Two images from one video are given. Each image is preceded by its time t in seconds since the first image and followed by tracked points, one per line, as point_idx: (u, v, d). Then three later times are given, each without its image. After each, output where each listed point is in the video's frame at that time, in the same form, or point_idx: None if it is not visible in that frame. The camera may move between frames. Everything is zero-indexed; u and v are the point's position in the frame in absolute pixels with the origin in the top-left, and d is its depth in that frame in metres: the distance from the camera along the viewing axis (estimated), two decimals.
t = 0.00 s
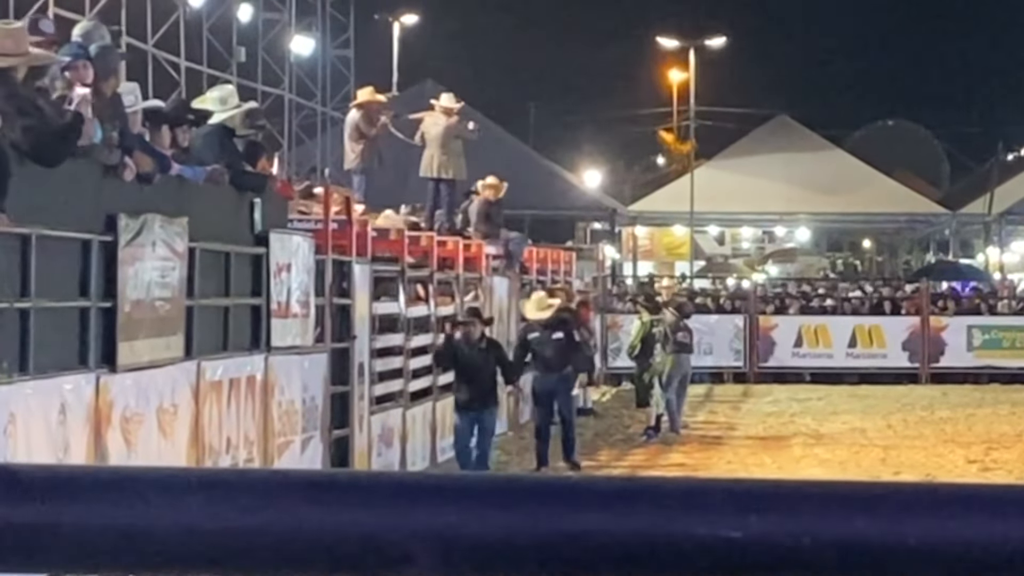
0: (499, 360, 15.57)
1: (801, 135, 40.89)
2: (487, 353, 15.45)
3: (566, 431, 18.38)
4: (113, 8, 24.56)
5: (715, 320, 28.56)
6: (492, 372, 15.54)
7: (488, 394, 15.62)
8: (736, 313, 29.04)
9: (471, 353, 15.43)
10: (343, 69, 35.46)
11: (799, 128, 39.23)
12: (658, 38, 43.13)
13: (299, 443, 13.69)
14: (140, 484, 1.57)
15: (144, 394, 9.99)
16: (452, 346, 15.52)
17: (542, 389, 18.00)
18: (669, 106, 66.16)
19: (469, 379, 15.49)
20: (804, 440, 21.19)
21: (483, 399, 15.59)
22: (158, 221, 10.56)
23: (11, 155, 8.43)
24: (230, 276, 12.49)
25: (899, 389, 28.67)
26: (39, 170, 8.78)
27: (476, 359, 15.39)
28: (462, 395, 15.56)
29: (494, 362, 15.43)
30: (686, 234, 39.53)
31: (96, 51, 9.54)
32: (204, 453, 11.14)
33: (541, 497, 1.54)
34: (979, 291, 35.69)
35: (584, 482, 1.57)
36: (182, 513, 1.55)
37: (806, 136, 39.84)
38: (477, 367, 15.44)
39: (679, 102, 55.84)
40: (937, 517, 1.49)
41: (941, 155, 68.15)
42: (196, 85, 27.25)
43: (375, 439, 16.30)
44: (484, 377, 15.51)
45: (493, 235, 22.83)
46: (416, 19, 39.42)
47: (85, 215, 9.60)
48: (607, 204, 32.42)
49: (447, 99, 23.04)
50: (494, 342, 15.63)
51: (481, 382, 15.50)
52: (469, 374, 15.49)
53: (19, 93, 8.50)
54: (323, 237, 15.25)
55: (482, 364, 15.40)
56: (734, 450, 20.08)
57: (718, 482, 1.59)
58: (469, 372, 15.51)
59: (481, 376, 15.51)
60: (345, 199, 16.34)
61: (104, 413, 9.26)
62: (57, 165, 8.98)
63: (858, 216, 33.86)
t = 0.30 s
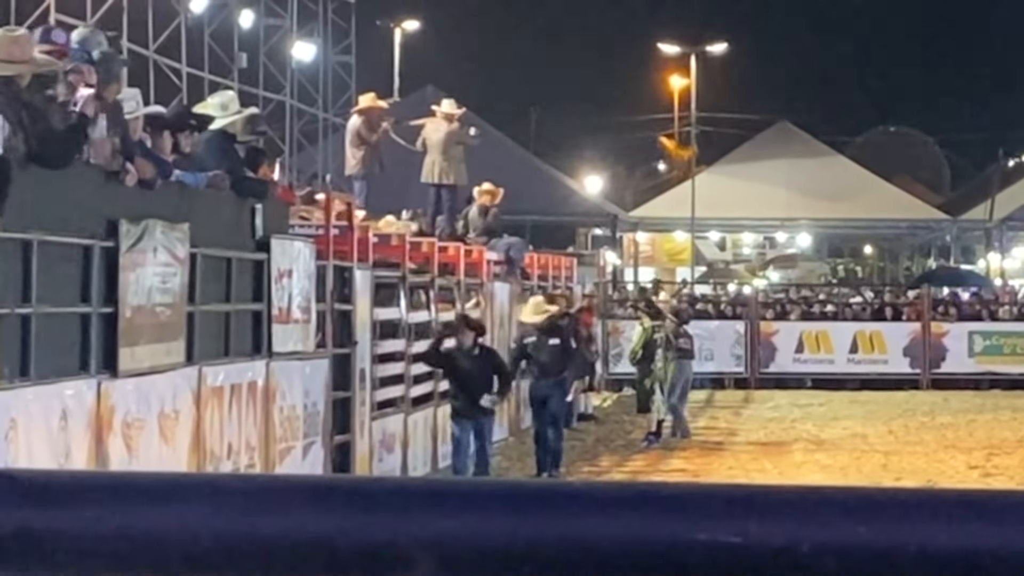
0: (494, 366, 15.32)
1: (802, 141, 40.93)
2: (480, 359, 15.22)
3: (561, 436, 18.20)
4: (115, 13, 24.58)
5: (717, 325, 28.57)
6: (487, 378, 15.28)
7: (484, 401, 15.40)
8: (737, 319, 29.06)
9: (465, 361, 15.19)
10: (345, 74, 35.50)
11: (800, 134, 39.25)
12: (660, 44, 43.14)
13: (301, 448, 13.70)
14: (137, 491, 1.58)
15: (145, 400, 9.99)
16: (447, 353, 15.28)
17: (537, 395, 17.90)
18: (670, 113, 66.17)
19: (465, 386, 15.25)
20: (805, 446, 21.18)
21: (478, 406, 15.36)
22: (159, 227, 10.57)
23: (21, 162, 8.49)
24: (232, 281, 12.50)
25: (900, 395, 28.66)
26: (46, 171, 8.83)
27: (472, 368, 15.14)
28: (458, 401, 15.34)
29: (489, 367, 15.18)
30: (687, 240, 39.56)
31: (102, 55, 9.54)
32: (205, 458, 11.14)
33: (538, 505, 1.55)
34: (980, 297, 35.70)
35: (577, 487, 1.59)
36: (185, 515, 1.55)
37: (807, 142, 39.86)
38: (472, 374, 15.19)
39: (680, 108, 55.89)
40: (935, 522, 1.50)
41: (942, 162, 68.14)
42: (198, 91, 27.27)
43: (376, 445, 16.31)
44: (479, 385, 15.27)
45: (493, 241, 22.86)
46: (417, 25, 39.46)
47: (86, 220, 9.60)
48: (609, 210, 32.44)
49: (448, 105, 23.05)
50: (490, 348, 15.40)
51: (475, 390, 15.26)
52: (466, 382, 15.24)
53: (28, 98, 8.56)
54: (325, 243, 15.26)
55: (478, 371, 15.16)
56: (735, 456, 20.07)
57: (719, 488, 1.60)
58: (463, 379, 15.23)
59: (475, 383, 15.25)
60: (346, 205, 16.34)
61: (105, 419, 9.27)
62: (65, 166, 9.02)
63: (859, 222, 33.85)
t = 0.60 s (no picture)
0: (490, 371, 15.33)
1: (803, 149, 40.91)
2: (475, 363, 15.24)
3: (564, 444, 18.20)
4: (117, 21, 24.61)
5: (718, 333, 28.56)
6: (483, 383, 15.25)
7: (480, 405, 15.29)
8: (738, 327, 29.06)
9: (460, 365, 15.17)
10: (347, 83, 35.54)
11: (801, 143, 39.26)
12: (661, 52, 43.13)
13: (302, 457, 13.70)
14: (141, 502, 1.59)
15: (147, 407, 10.00)
16: (444, 357, 15.37)
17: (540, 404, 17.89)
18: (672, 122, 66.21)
19: (461, 390, 15.18)
20: (807, 454, 21.18)
21: (473, 411, 15.24)
22: (161, 235, 10.59)
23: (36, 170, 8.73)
24: (234, 290, 12.51)
25: (901, 403, 28.65)
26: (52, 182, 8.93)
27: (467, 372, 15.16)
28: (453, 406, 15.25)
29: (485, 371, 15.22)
30: (688, 248, 39.56)
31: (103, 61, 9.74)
32: (207, 466, 11.15)
33: (535, 516, 1.56)
34: (981, 305, 35.68)
35: (577, 496, 1.59)
36: (185, 525, 1.56)
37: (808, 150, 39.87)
38: (467, 378, 15.19)
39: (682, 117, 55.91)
40: (931, 528, 1.51)
41: (943, 171, 68.14)
42: (200, 100, 27.26)
43: (378, 453, 16.31)
44: (475, 390, 15.22)
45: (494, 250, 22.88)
46: (419, 34, 39.47)
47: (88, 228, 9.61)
48: (610, 218, 32.41)
49: (450, 113, 23.06)
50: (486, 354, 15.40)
51: (470, 394, 15.18)
52: (462, 386, 15.19)
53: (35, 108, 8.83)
54: (326, 251, 15.29)
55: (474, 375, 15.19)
56: (737, 464, 20.08)
57: (714, 497, 1.61)
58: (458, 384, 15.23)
59: (470, 387, 15.20)
60: (348, 213, 16.37)
61: (106, 427, 9.27)
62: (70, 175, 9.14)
63: (860, 230, 33.86)
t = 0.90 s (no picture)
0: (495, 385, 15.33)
1: (805, 158, 40.91)
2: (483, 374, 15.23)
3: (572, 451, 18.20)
4: (120, 30, 24.59)
5: (721, 342, 28.54)
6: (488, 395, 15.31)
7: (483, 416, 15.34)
8: (741, 336, 29.03)
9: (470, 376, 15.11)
10: (349, 91, 35.60)
11: (803, 151, 39.27)
12: (664, 61, 43.15)
13: (305, 466, 13.69)
14: (145, 513, 1.59)
15: (150, 417, 10.00)
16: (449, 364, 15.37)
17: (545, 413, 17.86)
18: (675, 131, 66.20)
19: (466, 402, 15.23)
20: (810, 463, 21.16)
21: (477, 422, 15.33)
22: (165, 243, 10.60)
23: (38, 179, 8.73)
24: (236, 298, 12.51)
25: (904, 412, 28.62)
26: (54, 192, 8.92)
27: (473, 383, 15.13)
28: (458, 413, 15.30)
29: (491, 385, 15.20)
30: (691, 257, 39.56)
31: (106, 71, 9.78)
32: (210, 475, 11.15)
33: (538, 520, 1.57)
34: (984, 314, 35.66)
35: (580, 505, 1.60)
36: (189, 535, 1.57)
37: (810, 159, 39.88)
38: (472, 390, 15.22)
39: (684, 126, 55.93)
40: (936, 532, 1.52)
41: (945, 180, 68.18)
42: (203, 109, 27.30)
43: (381, 462, 16.30)
44: (480, 402, 15.28)
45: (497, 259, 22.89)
46: (422, 43, 39.49)
47: (91, 237, 9.60)
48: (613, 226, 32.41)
49: (453, 122, 23.06)
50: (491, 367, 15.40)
51: (474, 406, 15.24)
52: (467, 397, 15.24)
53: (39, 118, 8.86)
54: (329, 260, 15.31)
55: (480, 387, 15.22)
56: (739, 473, 20.05)
57: (718, 503, 1.61)
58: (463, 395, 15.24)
59: (475, 398, 15.26)
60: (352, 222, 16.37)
61: (110, 437, 9.27)
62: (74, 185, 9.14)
63: (864, 239, 33.87)
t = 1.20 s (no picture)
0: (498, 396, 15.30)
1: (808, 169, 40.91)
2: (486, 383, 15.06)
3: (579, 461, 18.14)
4: (123, 41, 24.63)
5: (724, 353, 28.48)
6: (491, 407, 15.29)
7: (483, 427, 15.35)
8: (745, 346, 28.93)
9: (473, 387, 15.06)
10: (352, 102, 35.64)
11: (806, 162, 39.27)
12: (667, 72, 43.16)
13: (308, 476, 13.69)
14: (144, 521, 1.60)
15: (153, 427, 10.01)
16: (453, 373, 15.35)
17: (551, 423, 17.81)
18: (678, 141, 66.24)
19: (468, 413, 15.24)
20: (813, 473, 21.12)
21: (477, 433, 15.34)
22: (168, 254, 10.60)
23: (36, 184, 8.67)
24: (239, 309, 12.51)
25: (908, 423, 28.59)
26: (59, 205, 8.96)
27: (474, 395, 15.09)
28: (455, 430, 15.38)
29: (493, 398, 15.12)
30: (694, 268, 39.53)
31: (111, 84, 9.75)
32: (213, 485, 11.15)
33: (541, 528, 1.57)
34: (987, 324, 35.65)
35: (584, 514, 1.60)
36: (191, 543, 1.57)
37: (813, 169, 39.87)
38: (475, 402, 15.18)
39: (687, 137, 55.94)
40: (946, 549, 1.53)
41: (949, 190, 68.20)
42: (207, 119, 27.31)
43: (383, 472, 16.28)
44: (481, 413, 15.25)
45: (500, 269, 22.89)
46: (425, 53, 39.51)
47: (94, 248, 9.61)
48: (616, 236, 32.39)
49: (457, 132, 23.06)
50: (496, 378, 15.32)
51: (477, 417, 15.24)
52: (468, 409, 15.22)
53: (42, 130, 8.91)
54: (332, 270, 15.31)
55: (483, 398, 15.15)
56: (742, 483, 20.02)
57: (718, 516, 1.62)
58: (464, 406, 15.23)
59: (476, 409, 15.23)
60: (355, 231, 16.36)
61: (113, 448, 9.28)
62: (77, 197, 9.17)
63: (867, 249, 33.86)
